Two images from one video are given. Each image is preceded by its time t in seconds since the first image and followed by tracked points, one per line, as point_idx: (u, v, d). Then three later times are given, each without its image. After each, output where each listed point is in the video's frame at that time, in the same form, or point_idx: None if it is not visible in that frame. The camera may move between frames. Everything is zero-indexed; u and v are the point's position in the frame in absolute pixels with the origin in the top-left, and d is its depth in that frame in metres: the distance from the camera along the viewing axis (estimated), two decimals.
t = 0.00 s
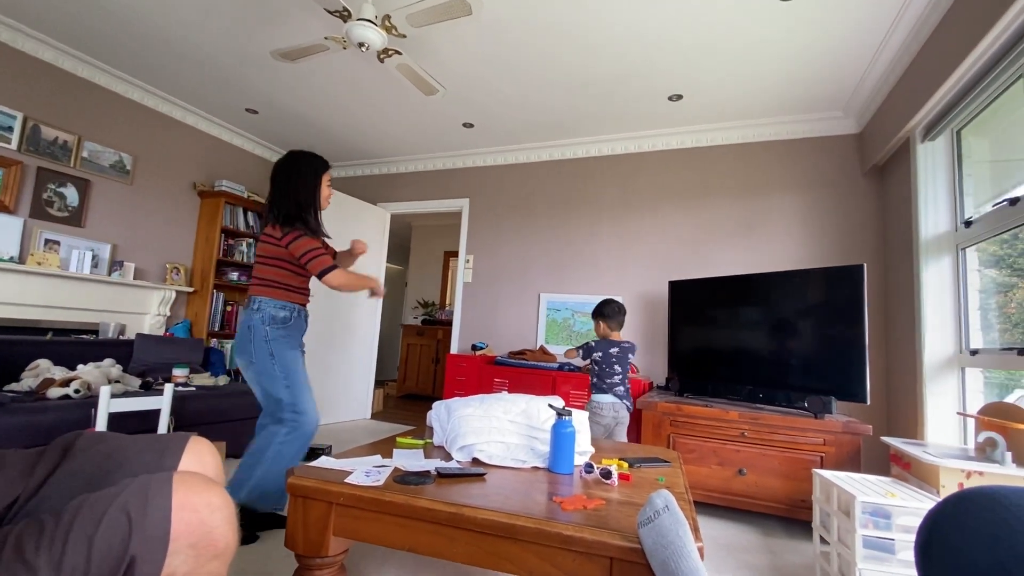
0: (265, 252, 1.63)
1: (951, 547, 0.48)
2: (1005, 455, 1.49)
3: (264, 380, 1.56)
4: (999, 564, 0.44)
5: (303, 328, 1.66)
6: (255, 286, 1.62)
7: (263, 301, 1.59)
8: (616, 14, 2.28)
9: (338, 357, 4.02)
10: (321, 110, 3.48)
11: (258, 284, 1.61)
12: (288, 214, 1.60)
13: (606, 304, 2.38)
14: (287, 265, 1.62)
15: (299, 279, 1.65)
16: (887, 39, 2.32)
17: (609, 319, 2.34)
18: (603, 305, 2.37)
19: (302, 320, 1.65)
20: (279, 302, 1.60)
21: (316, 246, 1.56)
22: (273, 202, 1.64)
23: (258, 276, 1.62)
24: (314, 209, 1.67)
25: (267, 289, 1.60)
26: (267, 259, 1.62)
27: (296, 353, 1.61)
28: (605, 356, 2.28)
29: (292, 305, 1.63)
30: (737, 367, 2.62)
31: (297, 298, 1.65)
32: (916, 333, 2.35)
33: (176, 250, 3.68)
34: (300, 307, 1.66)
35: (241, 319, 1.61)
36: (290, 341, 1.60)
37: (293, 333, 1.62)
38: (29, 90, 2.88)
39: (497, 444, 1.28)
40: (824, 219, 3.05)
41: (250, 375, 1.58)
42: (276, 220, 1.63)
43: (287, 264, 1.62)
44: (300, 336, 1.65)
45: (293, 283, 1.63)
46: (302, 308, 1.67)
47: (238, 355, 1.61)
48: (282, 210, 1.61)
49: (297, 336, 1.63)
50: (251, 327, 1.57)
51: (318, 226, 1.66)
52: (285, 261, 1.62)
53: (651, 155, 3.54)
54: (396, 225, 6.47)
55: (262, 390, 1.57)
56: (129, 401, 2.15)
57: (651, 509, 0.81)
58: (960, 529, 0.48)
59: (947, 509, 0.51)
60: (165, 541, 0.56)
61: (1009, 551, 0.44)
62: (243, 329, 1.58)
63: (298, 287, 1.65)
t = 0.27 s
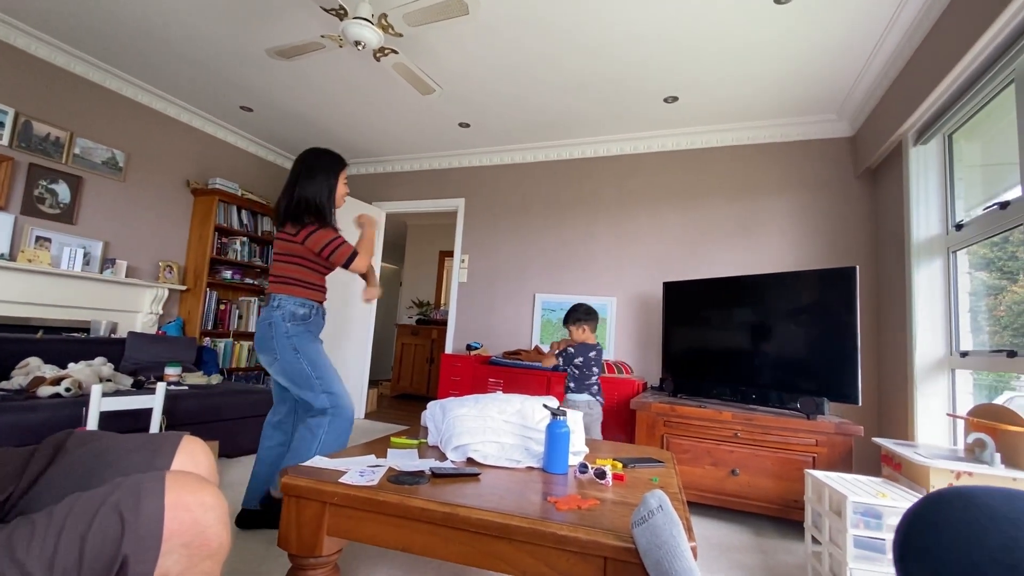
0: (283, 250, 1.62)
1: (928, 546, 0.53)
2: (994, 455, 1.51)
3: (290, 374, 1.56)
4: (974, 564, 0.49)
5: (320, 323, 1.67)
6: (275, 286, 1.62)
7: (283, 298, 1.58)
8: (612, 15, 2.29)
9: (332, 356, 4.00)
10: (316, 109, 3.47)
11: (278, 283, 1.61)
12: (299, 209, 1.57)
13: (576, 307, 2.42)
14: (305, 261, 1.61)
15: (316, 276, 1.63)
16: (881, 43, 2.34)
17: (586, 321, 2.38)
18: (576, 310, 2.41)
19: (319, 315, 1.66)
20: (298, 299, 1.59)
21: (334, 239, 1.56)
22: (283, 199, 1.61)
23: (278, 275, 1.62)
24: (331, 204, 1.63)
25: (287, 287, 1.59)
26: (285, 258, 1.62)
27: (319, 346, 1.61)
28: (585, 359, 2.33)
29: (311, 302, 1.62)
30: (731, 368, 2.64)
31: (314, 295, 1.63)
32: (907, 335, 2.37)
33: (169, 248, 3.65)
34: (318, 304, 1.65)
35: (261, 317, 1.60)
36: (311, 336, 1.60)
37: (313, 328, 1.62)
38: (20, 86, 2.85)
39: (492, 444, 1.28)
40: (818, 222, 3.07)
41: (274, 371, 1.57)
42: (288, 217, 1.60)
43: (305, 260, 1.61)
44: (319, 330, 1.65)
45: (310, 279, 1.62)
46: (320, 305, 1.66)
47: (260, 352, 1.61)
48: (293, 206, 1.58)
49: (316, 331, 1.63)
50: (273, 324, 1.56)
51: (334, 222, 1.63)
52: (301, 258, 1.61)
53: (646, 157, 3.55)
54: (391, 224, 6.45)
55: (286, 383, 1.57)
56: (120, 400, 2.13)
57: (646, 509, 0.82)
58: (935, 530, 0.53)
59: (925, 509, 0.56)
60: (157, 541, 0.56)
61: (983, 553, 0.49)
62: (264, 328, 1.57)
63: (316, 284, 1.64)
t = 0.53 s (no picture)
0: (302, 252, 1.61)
1: (860, 549, 0.52)
2: (985, 455, 1.52)
3: (295, 385, 1.56)
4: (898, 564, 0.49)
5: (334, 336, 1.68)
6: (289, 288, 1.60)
7: (300, 304, 1.57)
8: (610, 17, 2.29)
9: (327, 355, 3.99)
10: (313, 107, 3.46)
11: (294, 286, 1.59)
12: (325, 217, 1.58)
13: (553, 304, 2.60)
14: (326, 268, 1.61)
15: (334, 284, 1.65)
16: (877, 46, 2.35)
17: (565, 319, 2.58)
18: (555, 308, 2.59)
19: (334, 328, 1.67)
20: (318, 308, 1.60)
21: (363, 251, 1.58)
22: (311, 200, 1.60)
23: (296, 278, 1.60)
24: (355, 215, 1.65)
25: (305, 293, 1.59)
26: (304, 260, 1.60)
27: (329, 361, 1.62)
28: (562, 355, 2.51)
29: (325, 309, 1.63)
30: (726, 369, 2.65)
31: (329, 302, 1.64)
32: (901, 337, 2.39)
33: (164, 246, 3.63)
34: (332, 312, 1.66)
35: (276, 319, 1.58)
36: (325, 348, 1.61)
37: (327, 341, 1.63)
38: (14, 82, 2.83)
39: (488, 444, 1.28)
40: (813, 224, 3.09)
41: (280, 378, 1.57)
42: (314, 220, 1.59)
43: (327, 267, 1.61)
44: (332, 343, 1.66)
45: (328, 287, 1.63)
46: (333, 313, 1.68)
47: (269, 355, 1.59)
48: (321, 210, 1.58)
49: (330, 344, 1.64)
50: (289, 329, 1.56)
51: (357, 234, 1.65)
52: (323, 265, 1.60)
53: (643, 158, 3.56)
54: (387, 223, 6.44)
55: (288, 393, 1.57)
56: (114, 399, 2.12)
57: (641, 509, 0.82)
58: (866, 540, 0.53)
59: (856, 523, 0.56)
60: (153, 540, 0.56)
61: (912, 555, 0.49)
62: (279, 331, 1.56)
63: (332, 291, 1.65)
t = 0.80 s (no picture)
0: (331, 253, 1.60)
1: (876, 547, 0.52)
2: (980, 458, 1.52)
3: (324, 386, 1.56)
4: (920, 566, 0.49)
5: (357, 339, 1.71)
6: (318, 290, 1.59)
7: (336, 306, 1.58)
8: (609, 18, 2.30)
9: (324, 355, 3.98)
10: (311, 106, 3.45)
11: (324, 288, 1.58)
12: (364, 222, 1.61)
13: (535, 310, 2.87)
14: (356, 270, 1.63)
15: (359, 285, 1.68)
16: (874, 50, 2.36)
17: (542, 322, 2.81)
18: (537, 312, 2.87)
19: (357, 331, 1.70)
20: (351, 310, 1.62)
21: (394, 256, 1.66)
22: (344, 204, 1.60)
23: (328, 280, 1.59)
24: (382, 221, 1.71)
25: (339, 295, 1.60)
26: (335, 261, 1.60)
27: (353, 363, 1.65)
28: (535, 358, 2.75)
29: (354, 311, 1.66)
30: (723, 370, 2.66)
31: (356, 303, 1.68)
32: (896, 339, 2.40)
33: (160, 244, 3.62)
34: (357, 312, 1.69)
35: (308, 318, 1.57)
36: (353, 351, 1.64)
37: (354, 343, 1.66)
38: (11, 79, 2.82)
39: (485, 444, 1.29)
40: (810, 226, 3.10)
41: (308, 377, 1.55)
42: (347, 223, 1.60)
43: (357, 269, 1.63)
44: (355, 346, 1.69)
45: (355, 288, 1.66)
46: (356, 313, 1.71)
47: (297, 353, 1.57)
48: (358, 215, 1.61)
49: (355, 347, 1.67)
50: (324, 330, 1.56)
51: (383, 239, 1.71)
52: (356, 267, 1.62)
53: (642, 159, 3.57)
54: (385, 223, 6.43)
55: (314, 393, 1.56)
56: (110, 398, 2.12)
57: (638, 509, 0.82)
58: (881, 538, 0.52)
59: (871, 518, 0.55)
60: (150, 539, 0.56)
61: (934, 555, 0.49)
62: (314, 331, 1.55)
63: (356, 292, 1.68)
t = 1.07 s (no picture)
0: (360, 262, 1.63)
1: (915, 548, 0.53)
2: (977, 459, 1.54)
3: (366, 389, 1.57)
4: (960, 567, 0.48)
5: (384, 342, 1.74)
6: (347, 297, 1.61)
7: (368, 314, 1.61)
8: (608, 19, 2.30)
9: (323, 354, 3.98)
10: (310, 106, 3.45)
11: (357, 298, 1.61)
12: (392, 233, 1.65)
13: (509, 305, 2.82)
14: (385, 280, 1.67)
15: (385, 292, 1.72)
16: (872, 51, 2.37)
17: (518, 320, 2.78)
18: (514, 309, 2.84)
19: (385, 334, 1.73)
20: (381, 318, 1.65)
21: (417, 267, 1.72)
22: (375, 215, 1.64)
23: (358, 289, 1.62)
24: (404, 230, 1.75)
25: (369, 304, 1.63)
26: (365, 271, 1.63)
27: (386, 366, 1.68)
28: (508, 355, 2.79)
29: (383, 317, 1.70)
30: (721, 371, 2.66)
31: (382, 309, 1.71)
32: (894, 340, 2.40)
33: (159, 243, 3.62)
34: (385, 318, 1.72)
35: (342, 327, 1.58)
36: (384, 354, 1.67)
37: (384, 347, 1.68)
38: (9, 76, 2.82)
39: (484, 444, 1.29)
40: (809, 227, 3.10)
41: (348, 382, 1.56)
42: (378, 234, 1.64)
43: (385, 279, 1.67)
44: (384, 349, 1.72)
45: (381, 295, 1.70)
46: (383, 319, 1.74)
47: (333, 361, 1.57)
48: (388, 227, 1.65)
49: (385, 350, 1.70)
50: (360, 337, 1.58)
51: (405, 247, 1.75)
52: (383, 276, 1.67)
53: (641, 160, 3.57)
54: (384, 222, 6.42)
55: (355, 398, 1.57)
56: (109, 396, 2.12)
57: (637, 510, 0.82)
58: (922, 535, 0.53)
59: (914, 515, 0.55)
60: (147, 539, 0.56)
61: (972, 555, 0.48)
62: (349, 338, 1.57)
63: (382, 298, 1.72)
